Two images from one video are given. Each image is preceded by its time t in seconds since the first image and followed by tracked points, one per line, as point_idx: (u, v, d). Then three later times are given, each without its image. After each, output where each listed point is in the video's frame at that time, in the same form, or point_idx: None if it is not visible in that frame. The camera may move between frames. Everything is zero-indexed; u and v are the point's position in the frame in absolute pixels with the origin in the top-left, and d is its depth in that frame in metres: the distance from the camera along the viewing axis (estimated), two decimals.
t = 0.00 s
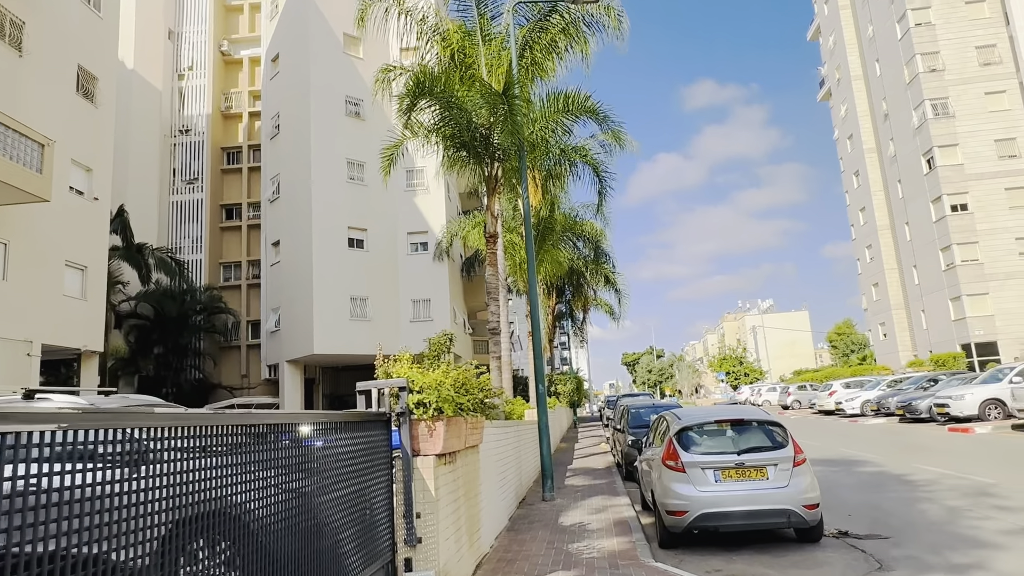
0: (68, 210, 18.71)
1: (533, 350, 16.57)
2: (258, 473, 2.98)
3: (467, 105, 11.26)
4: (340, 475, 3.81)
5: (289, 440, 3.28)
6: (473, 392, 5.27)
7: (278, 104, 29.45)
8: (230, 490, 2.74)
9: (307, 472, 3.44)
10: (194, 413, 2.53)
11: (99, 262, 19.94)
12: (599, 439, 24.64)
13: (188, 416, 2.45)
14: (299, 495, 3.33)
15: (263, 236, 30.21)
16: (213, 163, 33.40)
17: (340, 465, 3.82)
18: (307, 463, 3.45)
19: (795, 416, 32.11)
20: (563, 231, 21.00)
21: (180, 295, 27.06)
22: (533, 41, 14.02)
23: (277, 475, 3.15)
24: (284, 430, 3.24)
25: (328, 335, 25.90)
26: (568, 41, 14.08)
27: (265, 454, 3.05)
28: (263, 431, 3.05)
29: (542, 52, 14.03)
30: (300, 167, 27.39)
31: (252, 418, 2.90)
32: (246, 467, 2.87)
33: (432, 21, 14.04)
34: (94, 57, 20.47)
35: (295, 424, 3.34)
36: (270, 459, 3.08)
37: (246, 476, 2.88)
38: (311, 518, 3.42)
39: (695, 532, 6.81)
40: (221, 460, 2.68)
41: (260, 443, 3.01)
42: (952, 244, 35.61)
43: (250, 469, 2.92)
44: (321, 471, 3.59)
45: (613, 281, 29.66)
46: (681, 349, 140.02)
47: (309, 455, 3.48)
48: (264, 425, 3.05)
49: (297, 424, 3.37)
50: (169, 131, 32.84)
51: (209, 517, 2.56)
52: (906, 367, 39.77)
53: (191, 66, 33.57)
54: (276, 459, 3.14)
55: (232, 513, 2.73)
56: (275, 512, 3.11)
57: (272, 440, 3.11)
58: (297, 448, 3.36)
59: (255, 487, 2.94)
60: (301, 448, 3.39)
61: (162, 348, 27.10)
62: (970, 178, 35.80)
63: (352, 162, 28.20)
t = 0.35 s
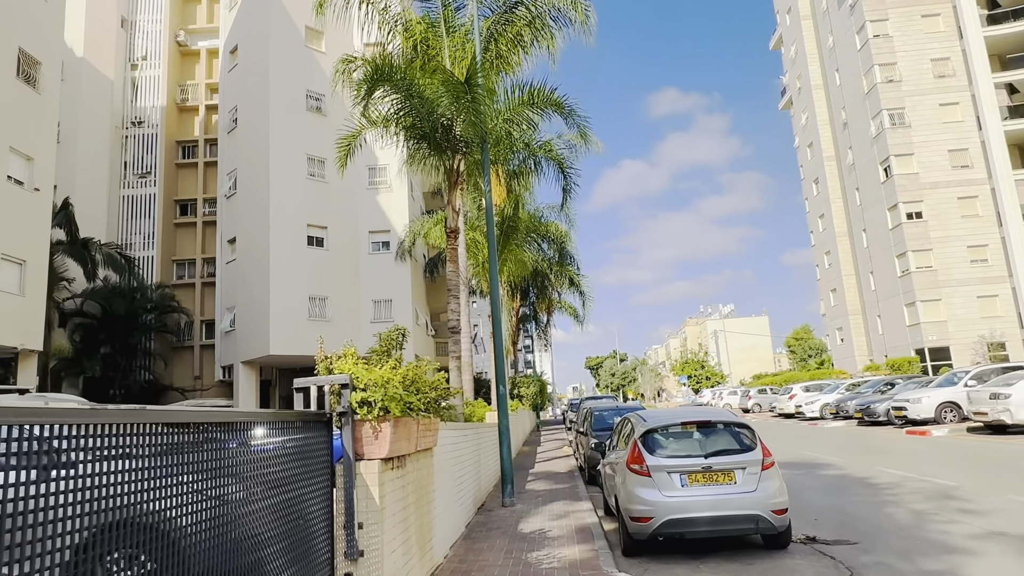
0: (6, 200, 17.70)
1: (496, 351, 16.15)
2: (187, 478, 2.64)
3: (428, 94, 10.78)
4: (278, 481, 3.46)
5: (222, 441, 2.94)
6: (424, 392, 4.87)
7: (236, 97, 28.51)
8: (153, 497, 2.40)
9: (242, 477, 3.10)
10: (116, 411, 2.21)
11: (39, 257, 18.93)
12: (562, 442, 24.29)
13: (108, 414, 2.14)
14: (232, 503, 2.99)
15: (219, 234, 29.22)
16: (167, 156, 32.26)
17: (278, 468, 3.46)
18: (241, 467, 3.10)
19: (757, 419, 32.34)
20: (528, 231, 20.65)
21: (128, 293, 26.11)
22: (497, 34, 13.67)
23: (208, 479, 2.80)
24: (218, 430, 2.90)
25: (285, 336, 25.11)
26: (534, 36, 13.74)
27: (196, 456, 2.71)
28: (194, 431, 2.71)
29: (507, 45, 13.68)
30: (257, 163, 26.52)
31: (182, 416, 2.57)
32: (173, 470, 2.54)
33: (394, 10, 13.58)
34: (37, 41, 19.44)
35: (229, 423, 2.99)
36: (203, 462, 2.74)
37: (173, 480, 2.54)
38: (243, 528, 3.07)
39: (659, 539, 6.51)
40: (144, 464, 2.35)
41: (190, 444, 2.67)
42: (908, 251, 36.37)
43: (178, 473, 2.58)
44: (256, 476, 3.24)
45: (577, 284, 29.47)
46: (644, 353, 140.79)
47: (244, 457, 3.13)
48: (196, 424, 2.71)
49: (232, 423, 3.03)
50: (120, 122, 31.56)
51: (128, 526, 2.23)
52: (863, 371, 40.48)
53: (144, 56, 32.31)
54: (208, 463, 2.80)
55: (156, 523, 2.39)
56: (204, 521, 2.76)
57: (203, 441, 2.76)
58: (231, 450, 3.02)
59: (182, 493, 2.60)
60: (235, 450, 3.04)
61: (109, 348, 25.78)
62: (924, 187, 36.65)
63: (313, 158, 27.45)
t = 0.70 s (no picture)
0: None
1: (472, 351, 15.72)
2: (123, 496, 2.28)
3: (401, 83, 10.41)
4: (232, 495, 3.07)
5: (168, 454, 2.58)
6: (391, 394, 4.43)
7: (206, 90, 27.68)
8: (81, 517, 2.05)
9: (191, 492, 2.73)
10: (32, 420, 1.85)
11: None
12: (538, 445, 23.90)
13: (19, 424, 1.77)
14: (178, 521, 2.63)
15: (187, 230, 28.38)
16: (133, 150, 31.30)
17: (232, 480, 3.09)
18: (191, 481, 2.74)
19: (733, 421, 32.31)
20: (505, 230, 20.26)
21: (92, 290, 25.10)
22: (475, 25, 13.25)
23: (149, 496, 2.45)
24: (164, 441, 2.55)
25: (255, 336, 24.38)
26: (513, 28, 13.33)
27: (132, 470, 2.34)
28: (132, 441, 2.35)
29: (486, 37, 13.26)
30: (228, 157, 25.76)
31: (119, 426, 2.22)
32: (104, 489, 2.18)
33: None
34: None
35: (178, 432, 2.63)
36: (140, 476, 2.37)
37: (106, 499, 2.19)
38: (191, 550, 2.70)
39: (643, 551, 6.14)
40: (71, 481, 2.01)
41: (127, 456, 2.31)
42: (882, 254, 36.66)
43: (109, 490, 2.21)
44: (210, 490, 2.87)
45: (555, 285, 29.16)
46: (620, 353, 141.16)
47: (195, 470, 2.76)
48: (136, 435, 2.36)
49: (182, 432, 2.67)
50: (86, 114, 30.49)
51: (47, 555, 1.88)
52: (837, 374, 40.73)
53: (111, 46, 31.24)
54: (149, 477, 2.44)
55: (83, 547, 2.04)
56: (144, 544, 2.41)
57: (142, 454, 2.40)
58: (180, 461, 2.66)
59: (118, 512, 2.25)
60: (184, 462, 2.68)
61: (70, 348, 24.88)
62: (898, 192, 37.00)
63: (286, 153, 26.78)
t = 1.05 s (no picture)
0: None
1: (458, 346, 15.33)
2: (71, 503, 1.94)
3: (386, 63, 10.03)
4: (202, 500, 2.72)
5: (129, 453, 2.24)
6: (373, 389, 4.02)
7: (187, 80, 26.98)
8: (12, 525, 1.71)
9: (155, 497, 2.39)
10: None
11: None
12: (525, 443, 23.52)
13: None
14: (137, 530, 2.27)
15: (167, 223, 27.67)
16: (111, 140, 30.56)
17: (202, 484, 2.74)
18: (155, 485, 2.40)
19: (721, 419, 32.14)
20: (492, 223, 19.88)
21: (66, 283, 24.36)
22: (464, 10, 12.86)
23: (103, 501, 2.10)
24: (126, 439, 2.21)
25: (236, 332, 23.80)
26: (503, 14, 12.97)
27: (82, 470, 1.99)
28: (86, 440, 2.02)
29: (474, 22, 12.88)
30: (208, 148, 25.12)
31: (69, 419, 1.89)
32: (47, 494, 1.85)
33: None
34: None
35: (139, 428, 2.28)
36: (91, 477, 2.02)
37: (49, 503, 1.86)
38: (152, 564, 2.35)
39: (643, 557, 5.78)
40: None
41: (78, 457, 1.98)
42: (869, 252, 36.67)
43: (52, 493, 1.87)
44: (176, 494, 2.53)
45: (542, 280, 28.82)
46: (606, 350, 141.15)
47: (160, 473, 2.43)
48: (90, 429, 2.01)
49: (147, 429, 2.33)
50: (62, 103, 29.68)
51: None
52: (823, 372, 40.77)
53: (88, 34, 30.47)
54: (105, 481, 2.11)
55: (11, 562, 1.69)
56: (94, 555, 2.06)
57: (98, 454, 2.08)
58: (142, 462, 2.32)
59: (60, 519, 1.90)
60: (148, 463, 2.34)
61: (43, 343, 24.19)
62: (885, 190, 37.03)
63: (269, 145, 26.19)
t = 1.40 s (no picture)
0: None
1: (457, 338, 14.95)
2: (25, 502, 1.59)
3: (384, 41, 9.63)
4: (179, 499, 2.36)
5: (96, 443, 1.87)
6: (365, 377, 3.64)
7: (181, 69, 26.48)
8: None
9: (126, 494, 2.03)
10: None
11: None
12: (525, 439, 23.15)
13: None
14: (104, 534, 1.91)
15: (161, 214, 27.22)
16: (105, 130, 30.08)
17: (179, 481, 2.38)
18: (127, 482, 2.04)
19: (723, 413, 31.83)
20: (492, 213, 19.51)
21: (60, 276, 23.90)
22: None
23: (63, 499, 1.74)
24: (91, 425, 1.84)
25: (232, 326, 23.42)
26: None
27: (37, 462, 1.63)
28: (46, 425, 1.67)
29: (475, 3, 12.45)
30: (203, 138, 24.65)
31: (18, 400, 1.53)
32: None
33: None
34: None
35: (109, 413, 1.91)
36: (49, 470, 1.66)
37: None
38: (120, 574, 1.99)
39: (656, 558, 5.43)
40: None
41: (34, 446, 1.63)
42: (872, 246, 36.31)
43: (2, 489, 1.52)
44: (151, 493, 2.17)
45: (542, 273, 28.49)
46: (604, 344, 140.91)
47: (132, 467, 2.06)
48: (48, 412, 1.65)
49: (117, 417, 1.97)
50: (55, 93, 29.15)
51: None
52: (824, 366, 40.50)
53: (81, 23, 29.67)
54: (69, 475, 1.76)
55: None
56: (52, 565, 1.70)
57: (57, 444, 1.71)
58: (111, 453, 1.96)
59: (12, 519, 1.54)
60: (119, 455, 1.98)
61: (37, 337, 23.76)
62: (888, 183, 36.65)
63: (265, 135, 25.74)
